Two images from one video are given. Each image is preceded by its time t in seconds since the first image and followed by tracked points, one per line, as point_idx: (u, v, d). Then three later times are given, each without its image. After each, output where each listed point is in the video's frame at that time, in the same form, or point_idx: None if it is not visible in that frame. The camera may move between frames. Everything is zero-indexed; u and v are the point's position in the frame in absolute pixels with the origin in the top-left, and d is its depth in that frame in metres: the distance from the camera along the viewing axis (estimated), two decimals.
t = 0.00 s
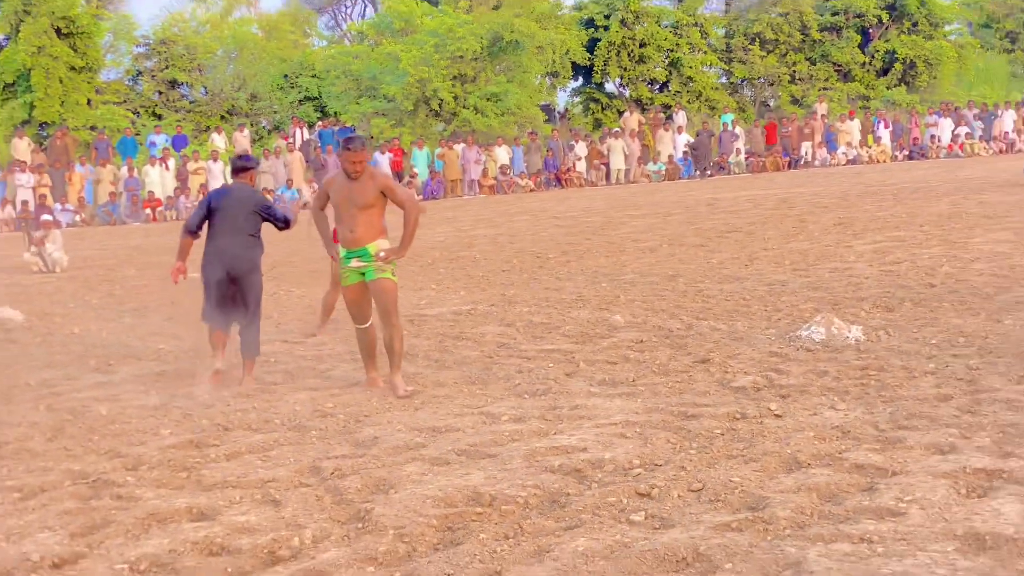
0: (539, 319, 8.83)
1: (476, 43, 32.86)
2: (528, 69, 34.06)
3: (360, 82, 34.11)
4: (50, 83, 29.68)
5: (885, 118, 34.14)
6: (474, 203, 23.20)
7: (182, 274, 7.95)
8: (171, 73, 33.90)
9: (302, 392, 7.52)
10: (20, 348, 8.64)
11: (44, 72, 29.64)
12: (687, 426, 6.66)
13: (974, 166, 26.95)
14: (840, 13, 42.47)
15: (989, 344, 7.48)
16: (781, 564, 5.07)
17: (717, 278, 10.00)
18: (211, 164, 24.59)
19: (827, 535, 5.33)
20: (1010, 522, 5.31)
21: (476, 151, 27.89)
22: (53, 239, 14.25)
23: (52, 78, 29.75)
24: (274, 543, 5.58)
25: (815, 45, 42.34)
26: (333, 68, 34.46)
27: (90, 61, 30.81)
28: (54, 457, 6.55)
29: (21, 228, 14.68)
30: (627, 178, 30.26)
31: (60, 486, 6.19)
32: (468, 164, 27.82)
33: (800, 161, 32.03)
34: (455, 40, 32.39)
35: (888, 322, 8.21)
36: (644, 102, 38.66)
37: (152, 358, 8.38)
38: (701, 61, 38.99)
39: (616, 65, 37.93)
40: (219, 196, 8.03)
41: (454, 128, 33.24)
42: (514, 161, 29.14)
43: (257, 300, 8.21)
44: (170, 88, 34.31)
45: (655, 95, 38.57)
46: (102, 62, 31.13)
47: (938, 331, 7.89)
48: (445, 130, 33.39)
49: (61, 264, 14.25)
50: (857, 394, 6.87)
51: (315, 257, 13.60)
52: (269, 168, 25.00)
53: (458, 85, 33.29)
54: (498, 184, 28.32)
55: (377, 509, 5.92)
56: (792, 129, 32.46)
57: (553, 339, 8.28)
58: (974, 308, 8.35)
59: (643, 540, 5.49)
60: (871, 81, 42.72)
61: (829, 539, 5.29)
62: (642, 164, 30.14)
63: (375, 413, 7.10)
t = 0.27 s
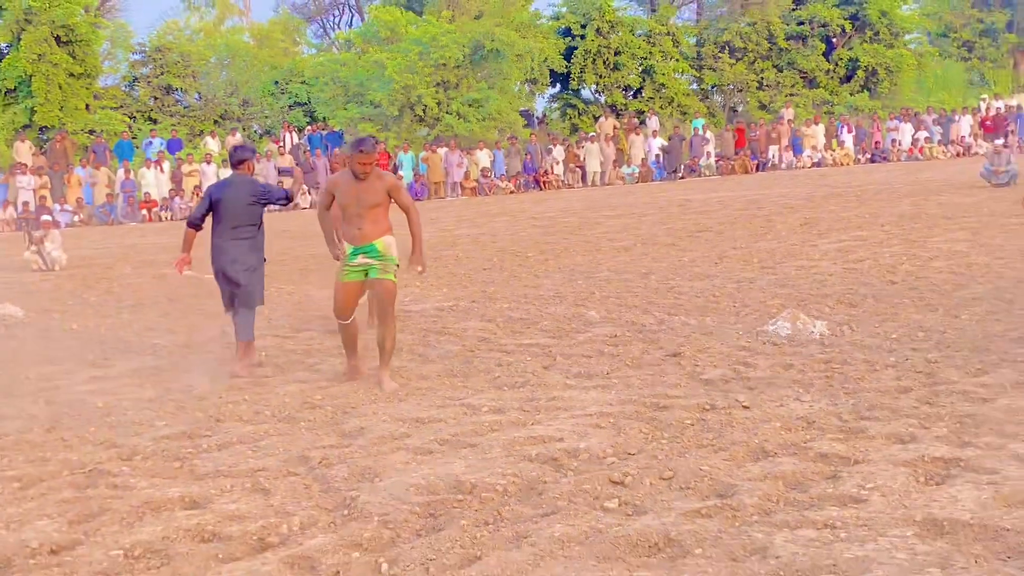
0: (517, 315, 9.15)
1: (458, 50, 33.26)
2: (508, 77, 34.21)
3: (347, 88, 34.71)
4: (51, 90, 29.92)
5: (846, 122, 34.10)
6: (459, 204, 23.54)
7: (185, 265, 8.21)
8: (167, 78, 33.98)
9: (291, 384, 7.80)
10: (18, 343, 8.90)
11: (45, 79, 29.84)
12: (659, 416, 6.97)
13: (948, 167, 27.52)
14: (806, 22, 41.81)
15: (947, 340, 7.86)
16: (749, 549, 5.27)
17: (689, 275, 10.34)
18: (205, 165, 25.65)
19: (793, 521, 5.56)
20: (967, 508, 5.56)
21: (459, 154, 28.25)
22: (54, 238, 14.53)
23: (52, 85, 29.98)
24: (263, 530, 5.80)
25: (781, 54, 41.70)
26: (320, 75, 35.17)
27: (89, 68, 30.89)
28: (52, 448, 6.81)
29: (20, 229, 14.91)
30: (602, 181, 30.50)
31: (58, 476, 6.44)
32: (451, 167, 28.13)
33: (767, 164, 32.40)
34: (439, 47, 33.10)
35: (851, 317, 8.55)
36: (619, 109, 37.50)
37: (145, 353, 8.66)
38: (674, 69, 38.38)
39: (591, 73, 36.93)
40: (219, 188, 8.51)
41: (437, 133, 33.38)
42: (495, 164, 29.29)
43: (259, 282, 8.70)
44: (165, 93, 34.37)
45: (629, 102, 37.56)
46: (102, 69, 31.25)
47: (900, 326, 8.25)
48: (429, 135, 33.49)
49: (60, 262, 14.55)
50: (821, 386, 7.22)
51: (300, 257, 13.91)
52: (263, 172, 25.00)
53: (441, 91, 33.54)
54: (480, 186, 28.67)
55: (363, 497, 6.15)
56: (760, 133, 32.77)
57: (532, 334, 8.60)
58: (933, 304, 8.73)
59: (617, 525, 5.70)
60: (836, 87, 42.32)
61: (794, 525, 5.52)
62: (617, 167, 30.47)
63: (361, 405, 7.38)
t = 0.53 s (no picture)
0: (503, 317, 9.21)
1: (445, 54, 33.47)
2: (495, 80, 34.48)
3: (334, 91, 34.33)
4: (37, 91, 29.91)
5: (829, 126, 34.20)
6: (448, 206, 23.62)
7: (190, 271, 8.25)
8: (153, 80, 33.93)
9: (276, 386, 7.83)
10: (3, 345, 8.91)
11: (32, 81, 29.86)
12: (641, 418, 7.02)
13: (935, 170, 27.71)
14: (790, 26, 41.30)
15: (928, 341, 7.92)
16: (729, 550, 5.30)
17: (673, 277, 10.39)
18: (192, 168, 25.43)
19: (773, 521, 5.60)
20: (947, 509, 5.61)
21: (445, 156, 28.48)
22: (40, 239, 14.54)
23: (39, 87, 29.98)
24: (246, 531, 5.82)
25: (767, 57, 41.49)
26: (310, 78, 34.74)
27: (75, 71, 30.92)
28: (36, 450, 6.82)
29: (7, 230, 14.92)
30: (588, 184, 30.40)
31: (42, 477, 6.46)
32: (438, 170, 28.32)
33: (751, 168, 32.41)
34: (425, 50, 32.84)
35: (833, 319, 8.60)
36: (604, 110, 37.90)
37: (131, 354, 8.68)
38: (659, 72, 38.62)
39: (577, 76, 37.21)
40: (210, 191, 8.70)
41: (424, 135, 33.46)
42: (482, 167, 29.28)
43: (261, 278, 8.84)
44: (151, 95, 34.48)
45: (615, 104, 37.96)
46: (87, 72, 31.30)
47: (881, 328, 8.31)
48: (416, 137, 33.54)
49: (46, 264, 14.56)
50: (804, 387, 7.27)
51: (288, 259, 13.95)
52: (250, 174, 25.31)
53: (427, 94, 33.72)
54: (466, 188, 28.80)
55: (346, 498, 6.16)
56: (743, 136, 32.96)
57: (516, 335, 8.64)
58: (915, 305, 8.80)
59: (599, 526, 5.73)
60: (820, 91, 41.85)
61: (774, 525, 5.56)
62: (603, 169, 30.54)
63: (346, 406, 7.41)
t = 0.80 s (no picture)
0: (488, 321, 9.23)
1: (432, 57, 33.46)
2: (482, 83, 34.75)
3: (320, 94, 34.29)
4: (22, 93, 29.78)
5: (813, 130, 34.31)
6: (435, 210, 23.65)
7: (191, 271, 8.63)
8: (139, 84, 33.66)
9: (260, 390, 7.82)
10: None
11: (17, 82, 29.75)
12: (625, 421, 7.03)
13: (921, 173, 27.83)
14: (775, 31, 41.22)
15: (911, 346, 7.94)
16: (712, 553, 5.31)
17: (658, 281, 10.41)
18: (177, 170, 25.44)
19: (756, 525, 5.62)
20: (927, 512, 5.63)
21: (431, 160, 28.29)
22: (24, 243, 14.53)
23: (24, 89, 29.85)
24: (229, 536, 5.81)
25: (752, 62, 41.32)
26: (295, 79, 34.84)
27: (60, 73, 30.79)
28: (19, 454, 6.81)
29: None
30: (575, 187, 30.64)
31: (25, 481, 6.45)
32: (424, 173, 28.17)
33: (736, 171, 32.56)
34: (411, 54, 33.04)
35: (817, 323, 8.63)
36: (591, 114, 37.66)
37: (115, 357, 8.68)
38: (645, 76, 38.22)
39: (563, 79, 36.99)
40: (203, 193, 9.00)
41: (411, 138, 33.40)
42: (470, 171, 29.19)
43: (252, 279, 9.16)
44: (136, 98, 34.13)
45: (601, 109, 37.72)
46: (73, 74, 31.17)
47: (864, 331, 8.34)
48: (402, 140, 33.52)
49: (31, 267, 14.55)
50: (787, 391, 7.29)
51: (274, 263, 13.94)
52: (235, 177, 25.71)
53: (414, 98, 33.65)
54: (452, 192, 28.57)
55: (329, 502, 6.16)
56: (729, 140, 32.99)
57: (501, 339, 8.67)
58: (897, 309, 8.84)
59: (582, 530, 5.73)
60: (805, 95, 41.84)
61: (756, 529, 5.57)
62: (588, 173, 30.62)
63: (331, 410, 7.41)
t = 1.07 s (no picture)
0: (472, 325, 9.25)
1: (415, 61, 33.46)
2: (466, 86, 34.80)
3: (304, 98, 34.17)
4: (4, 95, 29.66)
5: (797, 135, 34.51)
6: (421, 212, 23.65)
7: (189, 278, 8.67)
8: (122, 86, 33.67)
9: (243, 393, 7.82)
10: None
11: None
12: (607, 425, 7.04)
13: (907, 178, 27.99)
14: (759, 36, 41.27)
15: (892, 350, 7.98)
16: (692, 557, 5.33)
17: (641, 285, 10.43)
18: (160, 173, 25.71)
19: (737, 528, 5.63)
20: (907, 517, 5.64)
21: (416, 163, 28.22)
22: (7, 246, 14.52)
23: (6, 91, 29.71)
24: (209, 539, 5.79)
25: (735, 66, 41.38)
26: (279, 83, 34.44)
27: (43, 76, 30.67)
28: None
29: None
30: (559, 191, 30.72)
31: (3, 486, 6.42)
32: (408, 176, 28.11)
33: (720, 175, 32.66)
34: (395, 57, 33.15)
35: (799, 327, 8.65)
36: (576, 119, 37.40)
37: (97, 361, 8.66)
38: (629, 80, 38.05)
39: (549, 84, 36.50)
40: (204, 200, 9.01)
41: (395, 141, 33.38)
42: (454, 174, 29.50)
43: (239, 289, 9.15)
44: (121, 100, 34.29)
45: (586, 113, 37.41)
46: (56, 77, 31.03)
47: (845, 335, 8.37)
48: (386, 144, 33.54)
49: (13, 269, 14.52)
50: (769, 395, 7.31)
51: (259, 266, 13.94)
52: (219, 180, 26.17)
53: (398, 101, 33.65)
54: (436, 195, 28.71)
55: (310, 506, 6.14)
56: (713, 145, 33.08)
57: (484, 343, 8.69)
58: (879, 313, 8.90)
59: (562, 534, 5.73)
60: (788, 100, 41.98)
61: (736, 532, 5.59)
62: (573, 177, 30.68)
63: (313, 414, 7.41)
